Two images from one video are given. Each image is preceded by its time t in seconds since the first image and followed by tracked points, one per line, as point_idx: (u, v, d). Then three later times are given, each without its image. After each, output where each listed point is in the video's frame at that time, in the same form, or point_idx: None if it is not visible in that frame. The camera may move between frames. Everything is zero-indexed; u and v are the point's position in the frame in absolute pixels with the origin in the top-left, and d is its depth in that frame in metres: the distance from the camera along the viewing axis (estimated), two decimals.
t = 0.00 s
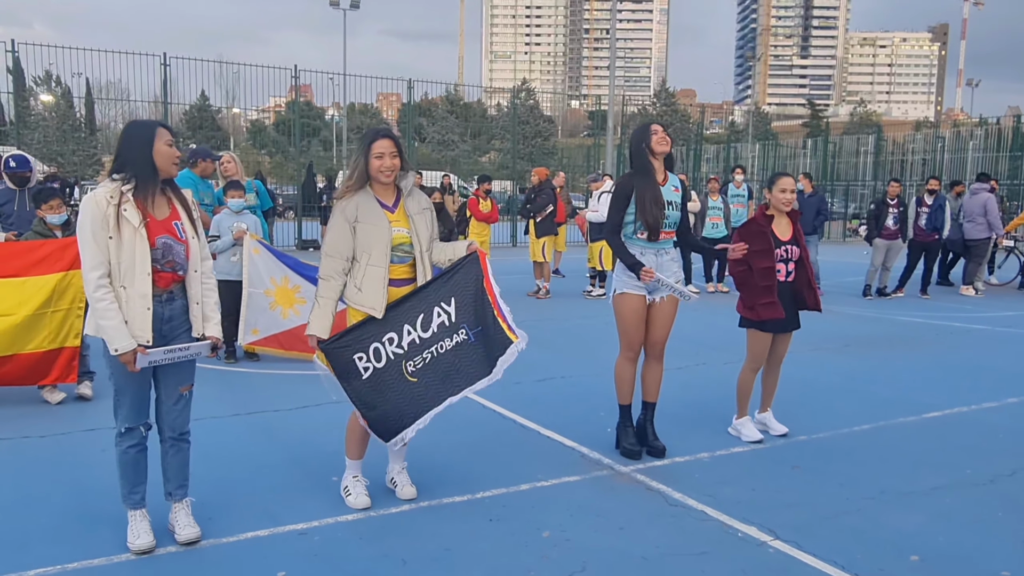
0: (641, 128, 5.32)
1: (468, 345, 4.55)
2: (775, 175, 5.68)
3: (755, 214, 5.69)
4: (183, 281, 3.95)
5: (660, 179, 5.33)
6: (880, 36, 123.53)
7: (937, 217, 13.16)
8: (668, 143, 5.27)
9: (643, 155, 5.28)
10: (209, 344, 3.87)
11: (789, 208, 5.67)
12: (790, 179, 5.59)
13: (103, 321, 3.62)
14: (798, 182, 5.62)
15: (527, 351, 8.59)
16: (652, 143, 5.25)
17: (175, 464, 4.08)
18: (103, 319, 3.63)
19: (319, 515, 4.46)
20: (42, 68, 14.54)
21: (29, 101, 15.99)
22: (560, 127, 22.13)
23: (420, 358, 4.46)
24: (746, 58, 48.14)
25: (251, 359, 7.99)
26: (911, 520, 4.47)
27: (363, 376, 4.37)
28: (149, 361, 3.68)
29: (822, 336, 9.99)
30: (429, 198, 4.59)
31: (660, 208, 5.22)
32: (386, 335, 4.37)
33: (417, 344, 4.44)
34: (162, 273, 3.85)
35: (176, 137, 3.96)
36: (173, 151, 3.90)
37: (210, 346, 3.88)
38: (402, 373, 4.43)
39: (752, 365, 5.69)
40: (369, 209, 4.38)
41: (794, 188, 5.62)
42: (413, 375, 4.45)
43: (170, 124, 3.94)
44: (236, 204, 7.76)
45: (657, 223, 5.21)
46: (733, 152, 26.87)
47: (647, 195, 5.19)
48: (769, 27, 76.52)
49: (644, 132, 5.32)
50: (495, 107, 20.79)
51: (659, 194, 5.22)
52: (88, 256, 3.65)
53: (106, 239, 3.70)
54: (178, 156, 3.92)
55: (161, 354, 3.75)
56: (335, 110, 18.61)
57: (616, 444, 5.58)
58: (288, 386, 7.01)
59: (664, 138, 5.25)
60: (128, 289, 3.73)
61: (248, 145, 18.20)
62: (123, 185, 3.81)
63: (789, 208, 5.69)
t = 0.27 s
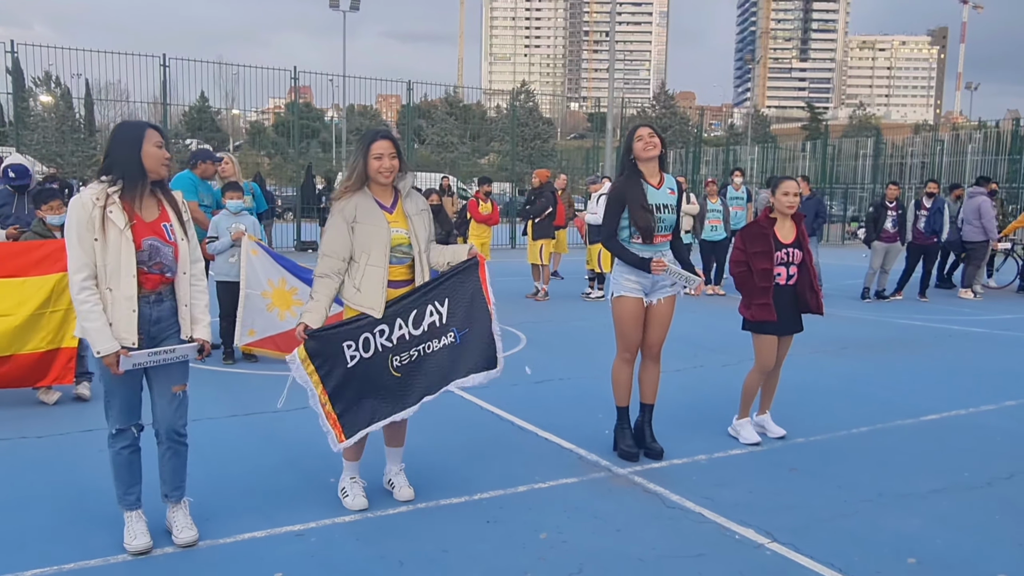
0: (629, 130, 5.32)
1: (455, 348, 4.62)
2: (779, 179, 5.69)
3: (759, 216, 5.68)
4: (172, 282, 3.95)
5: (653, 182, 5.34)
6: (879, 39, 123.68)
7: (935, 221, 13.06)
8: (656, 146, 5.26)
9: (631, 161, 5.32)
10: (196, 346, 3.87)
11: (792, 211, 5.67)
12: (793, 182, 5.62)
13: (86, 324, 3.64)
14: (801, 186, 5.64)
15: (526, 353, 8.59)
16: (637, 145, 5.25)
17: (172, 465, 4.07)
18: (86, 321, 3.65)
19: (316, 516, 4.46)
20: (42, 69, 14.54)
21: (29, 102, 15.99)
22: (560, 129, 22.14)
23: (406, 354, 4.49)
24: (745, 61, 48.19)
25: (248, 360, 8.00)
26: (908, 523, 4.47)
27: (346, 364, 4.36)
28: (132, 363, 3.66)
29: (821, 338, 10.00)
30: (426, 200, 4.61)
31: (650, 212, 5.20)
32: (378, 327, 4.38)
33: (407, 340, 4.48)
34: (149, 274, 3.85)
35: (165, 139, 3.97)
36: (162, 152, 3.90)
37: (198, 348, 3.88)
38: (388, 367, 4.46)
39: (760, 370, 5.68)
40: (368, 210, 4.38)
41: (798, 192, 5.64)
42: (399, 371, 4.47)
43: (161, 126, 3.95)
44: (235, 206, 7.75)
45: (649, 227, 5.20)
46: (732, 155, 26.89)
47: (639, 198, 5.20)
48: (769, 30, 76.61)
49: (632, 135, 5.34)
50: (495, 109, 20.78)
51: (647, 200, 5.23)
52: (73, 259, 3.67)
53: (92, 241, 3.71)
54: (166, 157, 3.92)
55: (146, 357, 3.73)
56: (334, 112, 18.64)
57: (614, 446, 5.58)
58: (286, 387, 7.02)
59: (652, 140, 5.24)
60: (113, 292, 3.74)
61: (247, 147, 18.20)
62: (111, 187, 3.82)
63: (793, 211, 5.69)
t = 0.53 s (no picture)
0: (624, 131, 5.33)
1: (438, 361, 4.59)
2: (775, 181, 5.71)
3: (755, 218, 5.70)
4: (160, 283, 3.94)
5: (647, 184, 5.34)
6: (873, 43, 124.06)
7: (930, 224, 13.14)
8: (651, 149, 5.27)
9: (624, 163, 5.33)
10: (182, 348, 3.90)
11: (787, 213, 5.68)
12: (789, 184, 5.63)
13: (70, 325, 3.63)
14: (797, 188, 5.65)
15: (521, 355, 8.58)
16: (631, 149, 5.27)
17: (165, 467, 4.05)
18: (70, 322, 3.64)
19: (310, 518, 4.45)
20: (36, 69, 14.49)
21: (23, 103, 15.94)
22: (555, 132, 22.15)
23: (390, 359, 4.41)
24: (741, 64, 48.26)
25: (243, 361, 7.98)
26: (903, 526, 4.48)
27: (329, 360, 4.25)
28: (117, 364, 3.67)
29: (816, 341, 10.01)
30: (420, 202, 4.60)
31: (635, 214, 5.22)
32: (366, 328, 4.30)
33: (393, 345, 4.41)
34: (135, 275, 3.84)
35: (153, 139, 3.95)
36: (149, 152, 3.88)
37: (184, 350, 3.91)
38: (370, 370, 4.37)
39: (762, 371, 5.70)
40: (361, 211, 4.38)
41: (794, 194, 5.65)
42: (380, 376, 4.39)
43: (149, 126, 3.93)
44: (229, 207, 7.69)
45: (634, 228, 5.22)
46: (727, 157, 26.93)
47: (629, 200, 5.21)
48: (764, 33, 76.77)
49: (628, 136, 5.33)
50: (491, 111, 20.71)
51: (636, 203, 5.24)
52: (57, 260, 3.67)
53: (76, 242, 3.70)
54: (154, 158, 3.90)
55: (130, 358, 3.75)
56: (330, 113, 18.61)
57: (609, 448, 5.58)
58: (280, 389, 7.00)
59: (647, 144, 5.25)
60: (99, 292, 3.73)
61: (242, 148, 18.17)
62: (96, 188, 3.81)
63: (789, 213, 5.70)
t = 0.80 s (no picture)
0: (608, 136, 5.34)
1: (405, 377, 4.54)
2: (757, 184, 5.76)
3: (740, 221, 5.73)
4: (142, 285, 3.91)
5: (632, 186, 5.36)
6: (859, 48, 124.92)
7: (914, 228, 13.24)
8: (636, 153, 5.30)
9: (609, 166, 5.34)
10: (165, 348, 3.87)
11: (771, 215, 5.72)
12: (771, 187, 5.69)
13: (49, 327, 3.60)
14: (780, 190, 5.71)
15: (508, 359, 8.57)
16: (616, 153, 5.29)
17: (148, 471, 4.01)
18: (50, 325, 3.62)
19: (295, 522, 4.42)
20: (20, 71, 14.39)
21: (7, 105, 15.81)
22: (543, 135, 22.18)
23: (355, 374, 4.35)
24: (727, 68, 48.46)
25: (228, 364, 7.94)
26: (887, 527, 4.50)
27: (295, 369, 4.20)
28: (97, 367, 3.63)
29: (801, 344, 10.05)
30: (406, 206, 4.59)
31: (621, 215, 5.23)
32: (335, 341, 4.25)
33: (361, 360, 4.36)
34: (116, 276, 3.81)
35: (134, 140, 3.91)
36: (129, 154, 3.85)
37: (167, 350, 3.88)
38: (336, 383, 4.31)
39: (749, 374, 5.71)
40: (346, 214, 4.37)
41: (776, 197, 5.71)
42: (346, 389, 4.34)
43: (129, 127, 3.89)
44: (214, 209, 7.68)
45: (620, 230, 5.24)
46: (714, 161, 27.02)
47: (614, 203, 5.23)
48: (750, 37, 77.18)
49: (614, 139, 5.35)
50: (478, 114, 20.78)
51: (622, 205, 5.25)
52: (36, 263, 3.65)
53: (55, 244, 3.68)
54: (133, 159, 3.87)
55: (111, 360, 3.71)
56: (317, 116, 18.58)
57: (595, 452, 5.58)
58: (265, 392, 6.96)
59: (632, 147, 5.28)
60: (79, 295, 3.70)
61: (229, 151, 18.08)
62: (75, 190, 3.78)
63: (773, 215, 5.74)
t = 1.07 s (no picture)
0: (590, 137, 5.32)
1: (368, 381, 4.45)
2: (735, 187, 5.79)
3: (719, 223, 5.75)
4: (123, 288, 3.87)
5: (613, 188, 5.37)
6: (841, 50, 125.84)
7: (896, 228, 13.31)
8: (618, 155, 5.31)
9: (591, 168, 5.34)
10: (147, 352, 3.86)
11: (751, 217, 5.75)
12: (750, 189, 5.71)
13: (29, 331, 3.56)
14: (758, 192, 5.74)
15: (493, 361, 8.55)
16: (597, 157, 5.29)
17: (129, 476, 3.97)
18: (30, 329, 3.58)
19: (278, 526, 4.38)
20: None
21: None
22: (527, 137, 22.18)
23: (316, 372, 4.30)
24: (711, 70, 48.68)
25: (211, 367, 7.88)
26: (870, 526, 4.52)
27: (256, 359, 4.16)
28: (79, 372, 3.63)
29: (785, 344, 10.10)
30: (388, 207, 4.57)
31: (605, 215, 5.23)
32: (298, 336, 4.20)
33: (324, 358, 4.30)
34: (96, 279, 3.76)
35: (112, 142, 3.87)
36: (108, 156, 3.80)
37: (149, 354, 3.87)
38: (294, 378, 4.26)
39: (731, 375, 5.72)
40: (328, 216, 4.34)
41: (755, 199, 5.72)
42: (305, 386, 4.29)
43: (107, 128, 3.85)
44: (196, 211, 7.64)
45: (602, 231, 5.24)
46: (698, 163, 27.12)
47: (596, 205, 5.22)
48: (733, 40, 77.59)
49: (596, 142, 5.34)
50: (463, 116, 20.72)
51: (604, 206, 5.25)
52: (15, 267, 3.61)
53: (34, 248, 3.63)
54: (112, 161, 3.82)
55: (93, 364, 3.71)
56: (300, 118, 18.48)
57: (580, 453, 5.57)
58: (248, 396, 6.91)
59: (614, 150, 5.28)
60: (60, 298, 3.66)
61: (211, 153, 17.95)
62: (54, 193, 3.74)
63: (752, 217, 5.77)
